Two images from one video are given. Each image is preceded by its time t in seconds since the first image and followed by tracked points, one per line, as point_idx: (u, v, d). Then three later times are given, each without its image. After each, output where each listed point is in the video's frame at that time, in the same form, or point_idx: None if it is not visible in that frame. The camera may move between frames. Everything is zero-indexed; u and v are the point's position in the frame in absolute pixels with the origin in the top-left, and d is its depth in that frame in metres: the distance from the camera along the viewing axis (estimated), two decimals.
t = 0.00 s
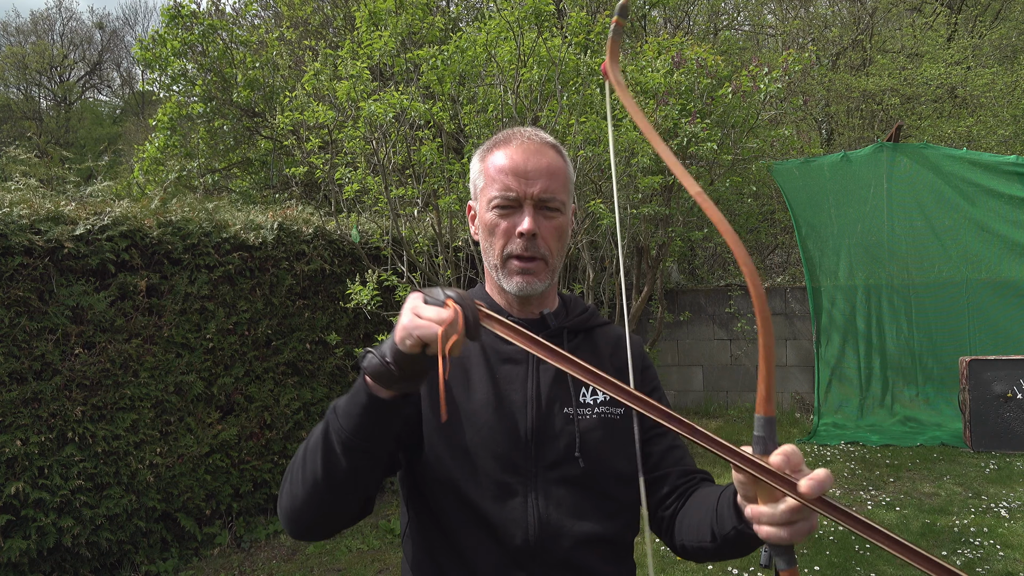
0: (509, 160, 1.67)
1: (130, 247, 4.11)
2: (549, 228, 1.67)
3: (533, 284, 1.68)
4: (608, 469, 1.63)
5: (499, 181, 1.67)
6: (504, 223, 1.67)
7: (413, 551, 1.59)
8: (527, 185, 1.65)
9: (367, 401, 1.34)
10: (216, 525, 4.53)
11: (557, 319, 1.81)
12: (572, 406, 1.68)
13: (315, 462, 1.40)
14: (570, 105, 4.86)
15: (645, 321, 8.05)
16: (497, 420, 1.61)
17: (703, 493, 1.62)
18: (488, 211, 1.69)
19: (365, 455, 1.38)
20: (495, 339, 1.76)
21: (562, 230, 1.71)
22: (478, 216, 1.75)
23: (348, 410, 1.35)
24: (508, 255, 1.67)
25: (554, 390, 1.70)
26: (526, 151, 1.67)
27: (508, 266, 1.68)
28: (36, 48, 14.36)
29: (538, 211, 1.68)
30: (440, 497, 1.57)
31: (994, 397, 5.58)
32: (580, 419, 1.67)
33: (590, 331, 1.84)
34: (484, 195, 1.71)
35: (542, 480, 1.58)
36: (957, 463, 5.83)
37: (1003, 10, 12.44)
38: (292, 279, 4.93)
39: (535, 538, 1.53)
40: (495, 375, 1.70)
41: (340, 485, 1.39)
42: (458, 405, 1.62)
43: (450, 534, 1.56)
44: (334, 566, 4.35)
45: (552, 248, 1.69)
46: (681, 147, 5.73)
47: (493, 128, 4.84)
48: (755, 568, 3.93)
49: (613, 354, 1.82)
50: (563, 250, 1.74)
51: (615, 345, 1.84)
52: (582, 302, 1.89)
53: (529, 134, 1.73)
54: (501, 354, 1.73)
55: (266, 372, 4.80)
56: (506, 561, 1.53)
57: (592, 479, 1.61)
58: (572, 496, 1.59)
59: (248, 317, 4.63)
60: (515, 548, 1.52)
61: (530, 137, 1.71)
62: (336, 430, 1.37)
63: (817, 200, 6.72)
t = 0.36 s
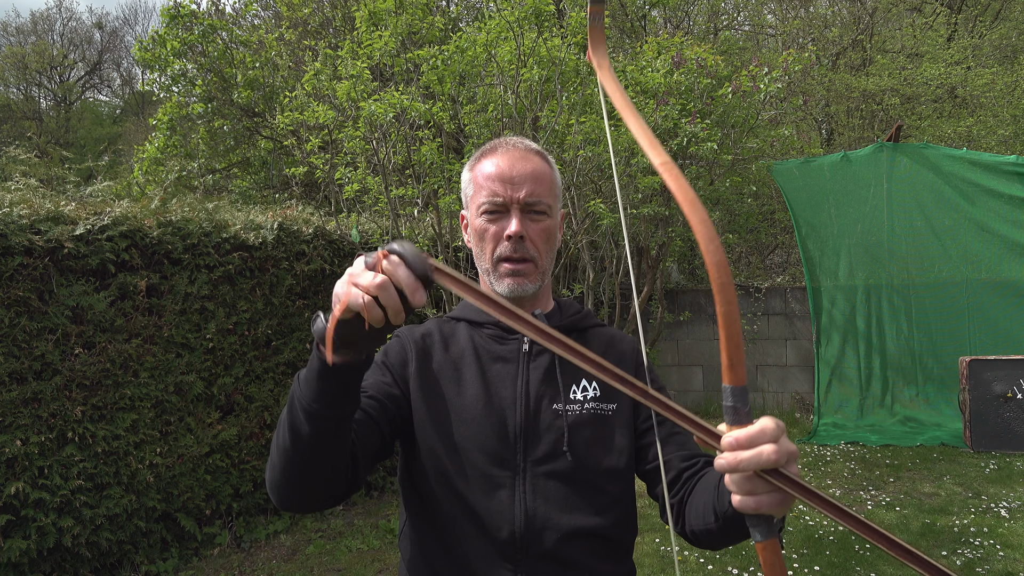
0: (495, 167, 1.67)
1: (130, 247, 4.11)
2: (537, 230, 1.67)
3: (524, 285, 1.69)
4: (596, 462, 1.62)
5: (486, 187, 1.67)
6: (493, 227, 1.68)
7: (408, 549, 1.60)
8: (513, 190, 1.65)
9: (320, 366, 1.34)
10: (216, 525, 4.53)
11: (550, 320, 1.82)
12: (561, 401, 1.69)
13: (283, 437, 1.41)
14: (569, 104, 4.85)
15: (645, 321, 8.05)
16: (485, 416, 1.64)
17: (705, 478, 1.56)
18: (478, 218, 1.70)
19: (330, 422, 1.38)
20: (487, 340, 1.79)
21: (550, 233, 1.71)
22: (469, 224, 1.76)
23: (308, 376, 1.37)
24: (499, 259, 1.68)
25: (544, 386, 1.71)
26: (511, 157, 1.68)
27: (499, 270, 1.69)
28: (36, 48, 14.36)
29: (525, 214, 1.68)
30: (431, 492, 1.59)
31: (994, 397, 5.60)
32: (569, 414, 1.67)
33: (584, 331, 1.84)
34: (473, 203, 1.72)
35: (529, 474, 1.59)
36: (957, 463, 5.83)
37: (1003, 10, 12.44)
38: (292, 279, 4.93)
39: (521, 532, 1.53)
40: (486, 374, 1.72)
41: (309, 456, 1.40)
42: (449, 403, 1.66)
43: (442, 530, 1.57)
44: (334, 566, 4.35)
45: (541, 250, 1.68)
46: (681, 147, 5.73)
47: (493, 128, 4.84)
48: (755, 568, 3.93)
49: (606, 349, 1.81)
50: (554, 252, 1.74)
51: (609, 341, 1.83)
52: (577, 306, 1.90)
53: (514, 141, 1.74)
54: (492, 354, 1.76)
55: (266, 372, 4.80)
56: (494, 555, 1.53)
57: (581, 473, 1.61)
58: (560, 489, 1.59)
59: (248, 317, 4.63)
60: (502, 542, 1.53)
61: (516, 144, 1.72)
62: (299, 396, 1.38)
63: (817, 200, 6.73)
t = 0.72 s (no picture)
0: (497, 167, 1.68)
1: (130, 247, 4.11)
2: (538, 229, 1.68)
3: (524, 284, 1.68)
4: (594, 461, 1.62)
5: (487, 187, 1.68)
6: (494, 226, 1.67)
7: (411, 549, 1.61)
8: (515, 189, 1.66)
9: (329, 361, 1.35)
10: (216, 525, 4.53)
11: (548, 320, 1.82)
12: (559, 401, 1.68)
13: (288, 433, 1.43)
14: (569, 105, 4.86)
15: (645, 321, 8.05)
16: (482, 416, 1.64)
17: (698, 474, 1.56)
18: (478, 217, 1.69)
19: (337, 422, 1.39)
20: (485, 341, 1.78)
21: (550, 233, 1.72)
22: (467, 224, 1.76)
23: (316, 372, 1.38)
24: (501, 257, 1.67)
25: (542, 386, 1.70)
26: (512, 157, 1.69)
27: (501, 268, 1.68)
28: (36, 48, 14.35)
29: (526, 213, 1.68)
30: (431, 492, 1.60)
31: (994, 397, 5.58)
32: (567, 413, 1.66)
33: (582, 331, 1.84)
34: (473, 203, 1.72)
35: (528, 473, 1.59)
36: (957, 463, 5.82)
37: (1003, 10, 12.43)
38: (292, 279, 4.93)
39: (521, 530, 1.53)
40: (484, 375, 1.72)
41: (314, 458, 1.41)
42: (448, 403, 1.66)
43: (442, 529, 1.57)
44: (334, 566, 4.35)
45: (542, 249, 1.69)
46: (681, 147, 5.74)
47: (492, 128, 4.84)
48: (755, 568, 3.93)
49: (599, 349, 1.80)
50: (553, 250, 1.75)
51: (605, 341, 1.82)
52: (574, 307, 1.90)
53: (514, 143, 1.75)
54: (489, 354, 1.76)
55: (266, 372, 4.80)
56: (494, 553, 1.53)
57: (579, 472, 1.60)
58: (559, 488, 1.58)
59: (247, 317, 4.63)
60: (502, 541, 1.53)
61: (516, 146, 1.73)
62: (307, 392, 1.39)
63: (818, 200, 6.71)
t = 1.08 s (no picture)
0: (496, 166, 1.68)
1: (130, 247, 4.11)
2: (539, 226, 1.68)
3: (526, 281, 1.69)
4: (595, 462, 1.62)
5: (486, 186, 1.68)
6: (495, 225, 1.68)
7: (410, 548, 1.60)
8: (514, 187, 1.66)
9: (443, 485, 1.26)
10: (216, 525, 4.53)
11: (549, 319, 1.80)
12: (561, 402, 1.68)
13: (351, 521, 1.31)
14: (569, 105, 4.88)
15: (645, 321, 8.05)
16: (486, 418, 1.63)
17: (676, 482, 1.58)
18: (478, 216, 1.69)
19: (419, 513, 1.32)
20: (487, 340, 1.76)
21: (552, 230, 1.72)
22: (467, 223, 1.76)
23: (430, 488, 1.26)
24: (502, 254, 1.67)
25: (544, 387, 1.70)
26: (511, 155, 1.69)
27: (502, 266, 1.68)
28: (36, 48, 14.35)
29: (526, 211, 1.68)
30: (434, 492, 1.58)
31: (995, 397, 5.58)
32: (570, 415, 1.66)
33: (582, 330, 1.82)
34: (473, 202, 1.72)
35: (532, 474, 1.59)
36: (957, 463, 5.82)
37: (1003, 10, 12.42)
38: (292, 279, 4.92)
39: (524, 530, 1.53)
40: (486, 376, 1.70)
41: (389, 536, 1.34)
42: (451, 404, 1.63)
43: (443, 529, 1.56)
44: (334, 566, 4.35)
45: (544, 246, 1.69)
46: (681, 147, 5.74)
47: (493, 128, 4.84)
48: (755, 568, 3.93)
49: (601, 348, 1.80)
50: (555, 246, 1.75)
51: (605, 340, 1.82)
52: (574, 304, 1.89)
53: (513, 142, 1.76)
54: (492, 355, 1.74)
55: (266, 372, 4.79)
56: (497, 553, 1.53)
57: (580, 473, 1.61)
58: (560, 489, 1.59)
59: (248, 317, 4.63)
60: (505, 540, 1.53)
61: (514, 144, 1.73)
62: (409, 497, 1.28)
63: (818, 200, 6.75)
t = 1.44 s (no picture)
0: (473, 188, 1.60)
1: (130, 248, 4.12)
2: (520, 251, 1.62)
3: (511, 303, 1.68)
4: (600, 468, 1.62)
5: (466, 207, 1.62)
6: (474, 249, 1.64)
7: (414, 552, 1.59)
8: (490, 214, 1.59)
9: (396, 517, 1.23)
10: (216, 525, 4.52)
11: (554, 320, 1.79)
12: (565, 408, 1.67)
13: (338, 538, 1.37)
14: (569, 105, 4.86)
15: (645, 321, 8.05)
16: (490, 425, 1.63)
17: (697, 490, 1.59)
18: (461, 236, 1.66)
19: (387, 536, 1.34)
20: (492, 343, 1.75)
21: (538, 249, 1.65)
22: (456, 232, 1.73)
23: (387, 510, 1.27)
24: (483, 279, 1.66)
25: (549, 392, 1.69)
26: (488, 175, 1.59)
27: (484, 288, 1.68)
28: (36, 48, 14.35)
29: (507, 236, 1.62)
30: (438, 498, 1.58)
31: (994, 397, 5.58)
32: (574, 422, 1.66)
33: (588, 330, 1.81)
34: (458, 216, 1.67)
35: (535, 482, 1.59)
36: (957, 463, 5.82)
37: (1003, 10, 12.42)
38: (292, 279, 4.92)
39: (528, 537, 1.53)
40: (491, 381, 1.70)
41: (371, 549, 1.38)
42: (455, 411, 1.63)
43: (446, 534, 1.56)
44: (334, 566, 4.35)
45: (526, 269, 1.65)
46: (681, 147, 5.75)
47: (493, 128, 4.84)
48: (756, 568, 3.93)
49: (607, 352, 1.78)
50: (546, 258, 1.70)
51: (611, 343, 1.79)
52: (579, 301, 1.86)
53: (495, 152, 1.63)
54: (496, 360, 1.72)
55: (266, 372, 4.79)
56: (501, 559, 1.54)
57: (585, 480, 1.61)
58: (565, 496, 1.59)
59: (248, 317, 4.63)
60: (509, 546, 1.53)
61: (494, 159, 1.62)
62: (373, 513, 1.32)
63: (818, 200, 6.76)
